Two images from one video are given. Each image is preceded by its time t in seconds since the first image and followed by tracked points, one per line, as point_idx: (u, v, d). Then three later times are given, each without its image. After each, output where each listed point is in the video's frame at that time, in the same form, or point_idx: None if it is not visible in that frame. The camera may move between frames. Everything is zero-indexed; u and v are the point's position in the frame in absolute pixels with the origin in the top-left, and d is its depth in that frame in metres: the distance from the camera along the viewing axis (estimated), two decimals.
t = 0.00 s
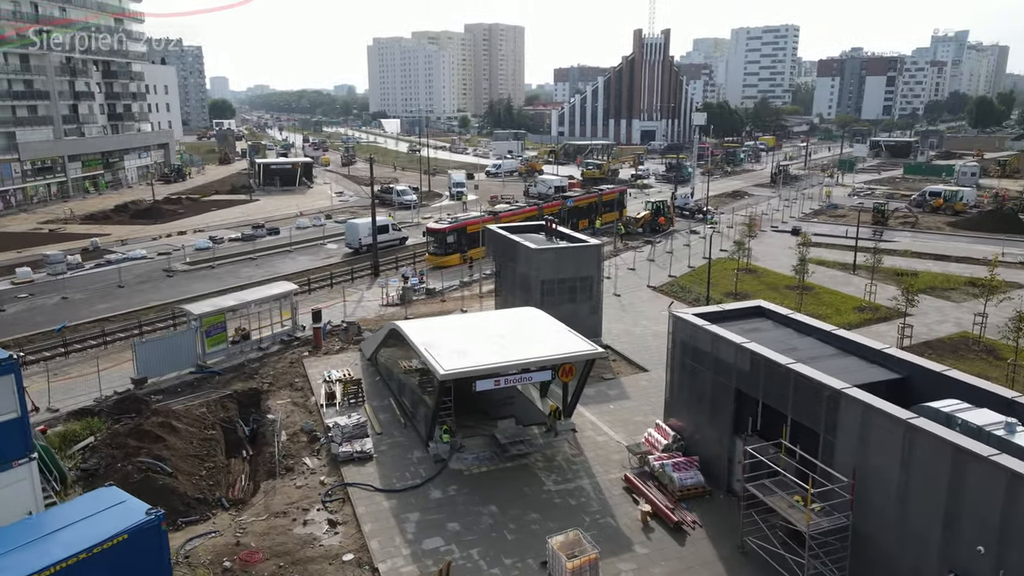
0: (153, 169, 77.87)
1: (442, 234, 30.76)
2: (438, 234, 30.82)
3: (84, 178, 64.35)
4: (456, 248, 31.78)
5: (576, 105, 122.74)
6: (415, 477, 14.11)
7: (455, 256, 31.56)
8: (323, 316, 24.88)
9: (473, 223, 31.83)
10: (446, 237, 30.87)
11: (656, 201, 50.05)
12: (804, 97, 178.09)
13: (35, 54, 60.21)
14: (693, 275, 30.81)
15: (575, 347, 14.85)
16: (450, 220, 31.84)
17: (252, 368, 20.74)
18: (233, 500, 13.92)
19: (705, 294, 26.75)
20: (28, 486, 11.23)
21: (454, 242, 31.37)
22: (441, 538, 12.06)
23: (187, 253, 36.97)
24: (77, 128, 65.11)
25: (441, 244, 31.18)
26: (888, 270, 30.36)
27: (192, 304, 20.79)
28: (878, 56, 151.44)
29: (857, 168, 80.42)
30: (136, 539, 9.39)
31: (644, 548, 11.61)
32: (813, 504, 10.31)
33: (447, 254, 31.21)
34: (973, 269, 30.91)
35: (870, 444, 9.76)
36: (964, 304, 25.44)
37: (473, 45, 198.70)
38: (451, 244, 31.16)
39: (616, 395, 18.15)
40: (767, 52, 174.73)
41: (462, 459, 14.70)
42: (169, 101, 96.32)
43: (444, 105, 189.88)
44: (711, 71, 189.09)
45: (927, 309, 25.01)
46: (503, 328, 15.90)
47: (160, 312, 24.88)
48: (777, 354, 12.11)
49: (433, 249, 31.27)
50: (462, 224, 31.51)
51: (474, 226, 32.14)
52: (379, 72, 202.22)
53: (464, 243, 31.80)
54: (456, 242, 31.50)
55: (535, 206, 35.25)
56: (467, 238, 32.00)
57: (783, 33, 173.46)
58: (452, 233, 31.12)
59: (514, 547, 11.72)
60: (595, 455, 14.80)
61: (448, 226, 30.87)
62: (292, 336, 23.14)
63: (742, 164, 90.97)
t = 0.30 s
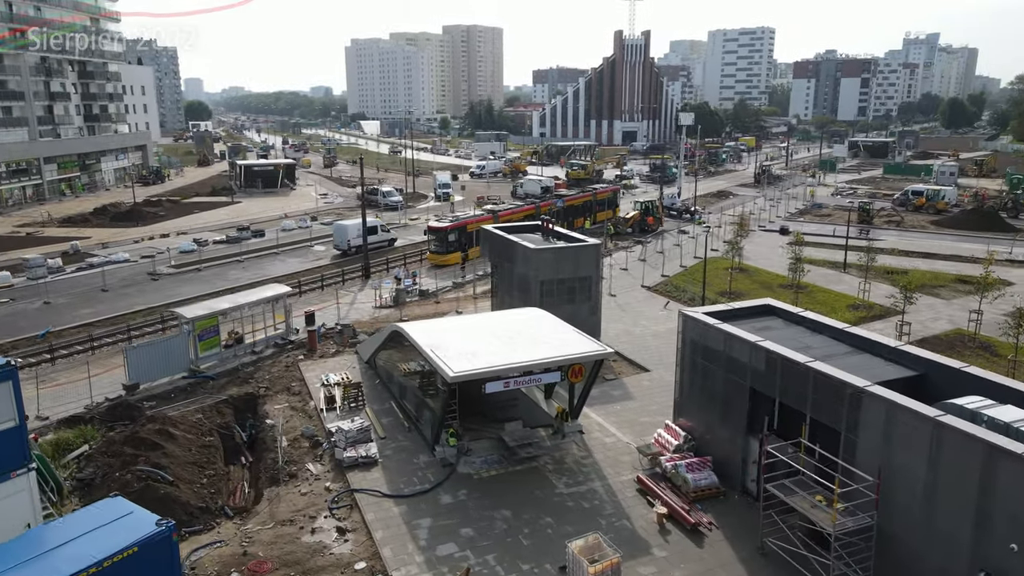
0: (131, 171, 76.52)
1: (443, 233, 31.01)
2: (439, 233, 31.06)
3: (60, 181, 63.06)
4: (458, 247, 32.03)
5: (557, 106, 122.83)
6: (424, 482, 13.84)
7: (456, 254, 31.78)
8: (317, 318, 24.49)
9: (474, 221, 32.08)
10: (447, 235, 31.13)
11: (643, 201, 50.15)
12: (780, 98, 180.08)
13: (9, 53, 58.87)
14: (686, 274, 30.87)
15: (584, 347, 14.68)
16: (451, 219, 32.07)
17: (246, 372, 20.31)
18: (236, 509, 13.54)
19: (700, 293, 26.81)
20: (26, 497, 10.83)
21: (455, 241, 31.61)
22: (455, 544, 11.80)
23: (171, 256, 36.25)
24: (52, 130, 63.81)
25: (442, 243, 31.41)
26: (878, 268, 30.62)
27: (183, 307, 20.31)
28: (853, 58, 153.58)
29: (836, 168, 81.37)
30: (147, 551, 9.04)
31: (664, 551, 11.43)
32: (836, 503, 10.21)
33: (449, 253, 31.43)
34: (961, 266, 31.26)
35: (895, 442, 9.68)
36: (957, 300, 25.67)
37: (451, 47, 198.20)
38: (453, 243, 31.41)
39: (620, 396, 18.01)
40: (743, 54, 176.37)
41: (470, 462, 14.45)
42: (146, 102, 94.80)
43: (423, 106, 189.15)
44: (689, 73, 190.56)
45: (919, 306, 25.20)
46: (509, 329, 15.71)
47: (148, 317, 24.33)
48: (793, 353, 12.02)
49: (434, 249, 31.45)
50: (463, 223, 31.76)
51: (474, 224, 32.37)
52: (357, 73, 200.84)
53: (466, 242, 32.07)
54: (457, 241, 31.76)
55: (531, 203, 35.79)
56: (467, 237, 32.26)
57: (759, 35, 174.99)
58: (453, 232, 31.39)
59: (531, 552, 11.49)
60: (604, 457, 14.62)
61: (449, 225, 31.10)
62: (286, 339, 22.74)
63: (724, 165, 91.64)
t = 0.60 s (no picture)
0: (108, 173, 75.18)
1: (445, 232, 31.35)
2: (441, 232, 31.39)
3: (36, 183, 61.76)
4: (460, 245, 32.38)
5: (539, 108, 122.88)
6: (433, 486, 13.59)
7: (459, 253, 32.13)
8: (311, 321, 24.12)
9: (475, 220, 32.42)
10: (449, 234, 31.47)
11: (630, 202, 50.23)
12: (758, 100, 181.85)
13: None
14: (679, 274, 30.90)
15: (593, 348, 14.54)
16: (453, 218, 32.38)
17: (242, 377, 19.90)
18: (242, 517, 13.20)
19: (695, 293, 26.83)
20: (26, 511, 10.38)
21: (457, 239, 31.95)
22: (471, 551, 11.56)
23: (156, 259, 35.57)
24: (28, 131, 62.52)
25: (444, 242, 31.74)
26: (868, 267, 30.85)
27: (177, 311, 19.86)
28: (828, 61, 155.45)
29: (817, 169, 82.24)
30: (161, 563, 8.70)
31: (684, 553, 11.30)
32: (860, 502, 10.14)
33: (451, 251, 31.77)
34: (949, 264, 31.56)
35: (920, 440, 9.63)
36: (948, 298, 25.89)
37: (430, 49, 197.52)
38: (455, 242, 31.75)
39: (624, 396, 17.87)
40: (721, 57, 177.71)
41: (479, 466, 14.23)
42: (123, 104, 93.32)
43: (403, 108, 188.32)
44: (667, 76, 191.72)
45: (912, 305, 25.40)
46: (515, 330, 15.52)
47: (138, 321, 23.78)
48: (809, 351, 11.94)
49: (436, 248, 31.79)
50: (465, 222, 32.09)
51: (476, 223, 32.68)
52: (336, 75, 199.40)
53: (468, 240, 32.43)
54: (459, 240, 32.11)
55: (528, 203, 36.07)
56: (469, 236, 32.60)
57: (736, 38, 176.28)
58: (455, 231, 31.73)
59: (549, 557, 11.29)
60: (615, 459, 14.47)
61: (450, 224, 31.43)
62: (281, 342, 22.34)
63: (706, 166, 92.24)
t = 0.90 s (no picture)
0: (85, 178, 73.76)
1: (445, 232, 31.23)
2: (442, 232, 31.25)
3: (10, 188, 60.37)
4: (459, 246, 32.28)
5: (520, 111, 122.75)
6: (443, 492, 13.37)
7: (458, 254, 32.06)
8: (304, 326, 23.76)
9: (474, 221, 32.40)
10: (449, 235, 31.37)
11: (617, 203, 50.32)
12: (735, 104, 183.55)
13: None
14: (671, 275, 30.95)
15: (602, 349, 14.43)
16: (452, 218, 32.26)
17: (238, 383, 19.51)
18: (248, 528, 12.89)
19: (689, 295, 26.90)
20: (28, 524, 9.98)
21: (457, 240, 31.86)
22: (486, 558, 11.35)
23: (140, 264, 34.90)
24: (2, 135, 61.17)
25: (444, 243, 31.63)
26: (857, 267, 31.11)
27: (169, 317, 19.43)
28: (803, 64, 157.50)
29: (797, 171, 83.11)
30: None
31: (703, 555, 11.20)
32: (881, 502, 10.12)
33: (451, 252, 31.68)
34: (935, 264, 31.92)
35: (942, 438, 9.62)
36: (938, 297, 26.12)
37: (408, 52, 196.65)
38: (454, 243, 31.63)
39: (628, 398, 17.77)
40: (698, 60, 178.99)
41: (489, 471, 14.04)
42: (99, 107, 91.73)
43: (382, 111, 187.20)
44: (645, 79, 192.83)
45: (903, 304, 25.62)
46: (520, 333, 15.36)
47: (126, 328, 23.25)
48: (824, 350, 11.91)
49: (436, 248, 31.67)
50: (465, 222, 32.04)
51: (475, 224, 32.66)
52: (314, 78, 197.76)
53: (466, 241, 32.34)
54: (459, 240, 32.01)
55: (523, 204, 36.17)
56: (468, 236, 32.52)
57: (712, 42, 177.50)
58: (455, 231, 31.63)
59: (567, 563, 11.11)
60: (624, 461, 14.36)
61: (451, 224, 31.32)
62: (275, 348, 21.96)
63: (688, 168, 92.77)
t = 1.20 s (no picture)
0: (60, 183, 72.33)
1: (444, 233, 31.17)
2: (440, 233, 31.19)
3: None
4: (456, 247, 32.24)
5: (500, 114, 122.60)
6: (450, 499, 13.15)
7: (455, 254, 31.99)
8: (296, 331, 23.38)
9: (472, 221, 32.44)
10: (448, 235, 31.32)
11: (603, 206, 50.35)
12: (712, 107, 185.10)
13: None
14: (662, 277, 31.03)
15: (609, 351, 14.35)
16: (449, 219, 32.26)
17: (232, 390, 19.12)
18: (252, 538, 12.58)
19: (682, 296, 26.99)
20: (29, 538, 9.64)
21: (454, 241, 31.82)
22: (501, 565, 11.17)
23: (123, 270, 34.19)
24: None
25: (442, 244, 31.56)
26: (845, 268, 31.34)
27: (160, 323, 18.99)
28: (778, 69, 159.43)
29: (776, 173, 83.86)
30: None
31: (719, 559, 11.12)
32: (898, 502, 10.12)
33: (449, 253, 31.61)
34: (921, 264, 32.28)
35: (961, 437, 9.65)
36: (927, 297, 26.37)
37: (386, 55, 195.62)
38: (453, 243, 31.58)
39: (630, 400, 17.68)
40: (674, 64, 180.16)
41: (495, 476, 13.87)
42: (73, 110, 90.10)
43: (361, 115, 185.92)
44: (623, 83, 193.75)
45: (894, 304, 25.83)
46: (525, 337, 15.22)
47: (113, 335, 22.71)
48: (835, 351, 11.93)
49: (434, 249, 31.60)
50: (462, 223, 32.08)
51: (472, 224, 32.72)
52: (291, 82, 195.89)
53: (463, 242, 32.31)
54: (456, 241, 31.98)
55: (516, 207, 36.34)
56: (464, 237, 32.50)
57: (689, 46, 178.71)
58: (453, 232, 31.59)
59: (583, 569, 10.97)
60: (632, 464, 14.26)
61: (449, 225, 31.29)
62: (268, 353, 21.58)
63: (669, 171, 93.20)
